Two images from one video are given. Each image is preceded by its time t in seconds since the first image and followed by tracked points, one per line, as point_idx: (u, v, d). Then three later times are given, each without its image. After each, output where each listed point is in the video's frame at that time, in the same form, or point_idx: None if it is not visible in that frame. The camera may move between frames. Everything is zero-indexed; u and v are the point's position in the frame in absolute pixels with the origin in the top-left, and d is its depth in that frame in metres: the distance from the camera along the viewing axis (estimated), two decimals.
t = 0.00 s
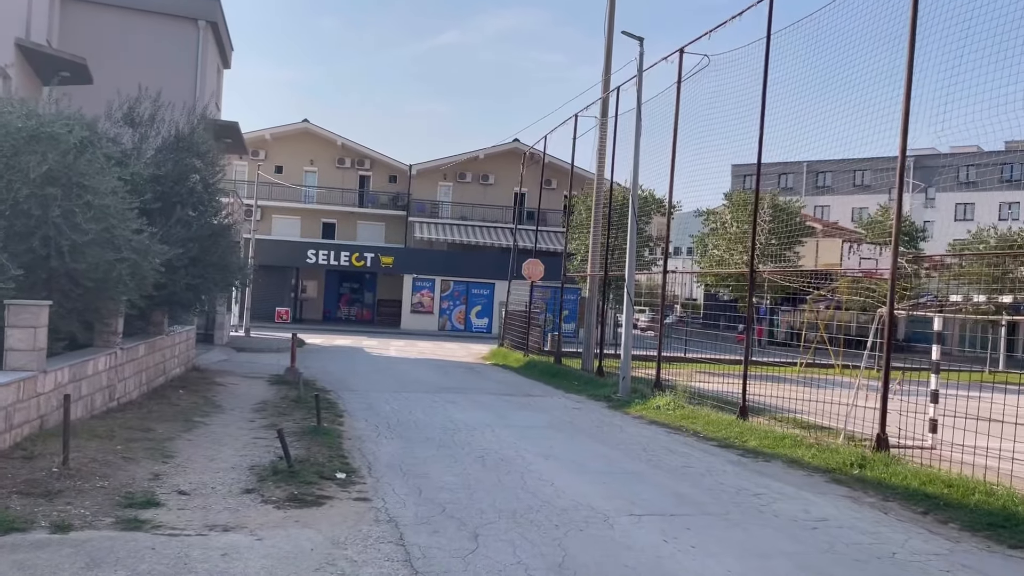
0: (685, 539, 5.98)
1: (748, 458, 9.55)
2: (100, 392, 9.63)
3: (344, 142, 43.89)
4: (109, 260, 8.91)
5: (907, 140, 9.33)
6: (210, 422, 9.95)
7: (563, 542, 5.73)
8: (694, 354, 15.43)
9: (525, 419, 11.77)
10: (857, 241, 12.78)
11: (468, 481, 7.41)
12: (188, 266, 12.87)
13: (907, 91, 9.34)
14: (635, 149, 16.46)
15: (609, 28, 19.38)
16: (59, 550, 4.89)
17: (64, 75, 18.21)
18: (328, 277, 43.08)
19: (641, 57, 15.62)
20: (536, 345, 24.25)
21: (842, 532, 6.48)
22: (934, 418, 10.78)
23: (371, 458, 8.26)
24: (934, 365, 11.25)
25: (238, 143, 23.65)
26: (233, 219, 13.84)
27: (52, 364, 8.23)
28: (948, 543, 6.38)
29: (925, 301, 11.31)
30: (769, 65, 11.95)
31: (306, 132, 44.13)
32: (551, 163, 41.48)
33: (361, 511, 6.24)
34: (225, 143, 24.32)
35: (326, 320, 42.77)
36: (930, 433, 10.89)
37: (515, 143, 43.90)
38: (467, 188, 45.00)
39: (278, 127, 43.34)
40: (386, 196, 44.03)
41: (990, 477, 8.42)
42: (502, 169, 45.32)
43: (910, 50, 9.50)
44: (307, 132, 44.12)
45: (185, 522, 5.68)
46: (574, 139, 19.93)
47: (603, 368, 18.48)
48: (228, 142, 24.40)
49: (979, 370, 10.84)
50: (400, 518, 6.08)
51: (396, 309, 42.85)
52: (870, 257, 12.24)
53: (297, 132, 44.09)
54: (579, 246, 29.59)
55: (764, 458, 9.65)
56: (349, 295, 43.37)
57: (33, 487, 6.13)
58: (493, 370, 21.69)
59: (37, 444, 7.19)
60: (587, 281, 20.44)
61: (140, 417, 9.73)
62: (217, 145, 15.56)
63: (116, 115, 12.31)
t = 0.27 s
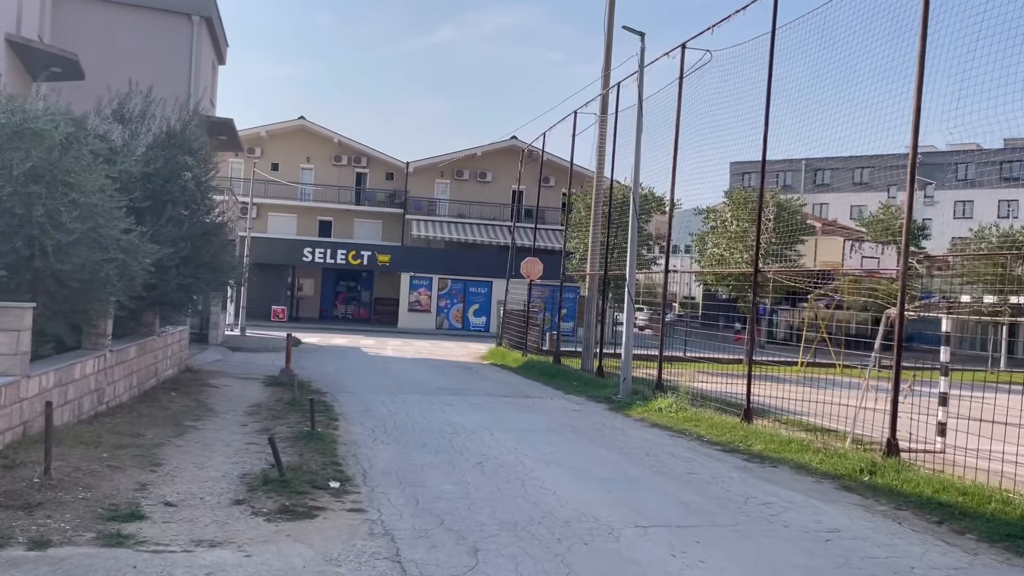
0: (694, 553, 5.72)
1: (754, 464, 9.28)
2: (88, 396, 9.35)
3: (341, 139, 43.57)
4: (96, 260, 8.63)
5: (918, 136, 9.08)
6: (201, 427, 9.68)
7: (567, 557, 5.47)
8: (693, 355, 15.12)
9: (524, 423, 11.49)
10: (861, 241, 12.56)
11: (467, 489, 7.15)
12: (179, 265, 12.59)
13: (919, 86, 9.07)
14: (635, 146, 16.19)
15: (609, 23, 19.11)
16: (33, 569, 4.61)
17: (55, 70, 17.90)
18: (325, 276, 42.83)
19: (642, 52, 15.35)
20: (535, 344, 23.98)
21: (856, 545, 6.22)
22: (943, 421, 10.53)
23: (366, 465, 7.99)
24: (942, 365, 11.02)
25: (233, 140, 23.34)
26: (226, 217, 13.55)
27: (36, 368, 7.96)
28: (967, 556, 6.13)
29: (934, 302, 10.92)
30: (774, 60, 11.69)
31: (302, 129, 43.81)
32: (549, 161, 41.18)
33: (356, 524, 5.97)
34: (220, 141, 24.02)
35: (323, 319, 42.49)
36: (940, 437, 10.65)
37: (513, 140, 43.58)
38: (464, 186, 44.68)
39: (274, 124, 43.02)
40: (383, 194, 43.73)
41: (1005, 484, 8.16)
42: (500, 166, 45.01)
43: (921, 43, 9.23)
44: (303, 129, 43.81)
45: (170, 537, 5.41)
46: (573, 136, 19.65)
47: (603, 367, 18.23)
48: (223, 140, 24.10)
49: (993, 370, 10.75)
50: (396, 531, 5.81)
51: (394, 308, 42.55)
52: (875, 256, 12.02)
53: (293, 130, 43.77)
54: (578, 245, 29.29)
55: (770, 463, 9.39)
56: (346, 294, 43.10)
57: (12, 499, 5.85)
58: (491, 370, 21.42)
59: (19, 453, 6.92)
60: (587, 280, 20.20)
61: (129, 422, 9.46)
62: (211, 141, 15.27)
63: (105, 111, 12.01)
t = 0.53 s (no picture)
0: (703, 558, 5.47)
1: (760, 464, 9.03)
2: (74, 395, 9.08)
3: (338, 136, 43.28)
4: (82, 255, 8.36)
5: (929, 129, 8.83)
6: (192, 427, 9.41)
7: (570, 564, 5.21)
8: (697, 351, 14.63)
9: (524, 422, 11.23)
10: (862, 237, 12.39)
11: (465, 492, 6.89)
12: (170, 261, 12.31)
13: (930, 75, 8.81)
14: (636, 141, 15.92)
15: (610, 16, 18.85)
16: None
17: (46, 63, 17.60)
18: (322, 273, 42.54)
19: (643, 44, 15.08)
20: (534, 342, 23.71)
21: (871, 550, 5.97)
22: (952, 420, 10.29)
23: (361, 466, 7.72)
24: (953, 363, 10.77)
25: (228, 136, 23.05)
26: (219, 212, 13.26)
27: (19, 366, 7.68)
28: (987, 562, 5.87)
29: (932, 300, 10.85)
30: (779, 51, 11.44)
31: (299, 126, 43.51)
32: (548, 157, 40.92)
33: (350, 529, 5.70)
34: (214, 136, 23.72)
35: (320, 316, 42.21)
36: (948, 436, 10.42)
37: (512, 136, 43.31)
38: (462, 182, 44.37)
39: (270, 120, 42.71)
40: (380, 191, 43.44)
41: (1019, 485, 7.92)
42: (498, 163, 44.72)
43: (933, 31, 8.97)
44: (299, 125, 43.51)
45: (153, 544, 5.14)
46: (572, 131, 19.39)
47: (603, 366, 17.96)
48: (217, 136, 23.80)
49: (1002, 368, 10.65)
50: (391, 537, 5.55)
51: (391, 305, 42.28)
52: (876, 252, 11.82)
53: (290, 126, 43.47)
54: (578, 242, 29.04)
55: (776, 463, 9.14)
56: (343, 291, 42.83)
57: None
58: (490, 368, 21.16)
59: None
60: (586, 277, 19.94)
61: (117, 421, 9.18)
62: (204, 135, 14.98)
63: (93, 102, 11.73)
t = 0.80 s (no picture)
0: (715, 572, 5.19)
1: (768, 469, 8.73)
2: (59, 398, 8.77)
3: (335, 133, 42.95)
4: (66, 252, 8.06)
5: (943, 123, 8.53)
6: (181, 431, 9.10)
7: None
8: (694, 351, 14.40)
9: (524, 425, 10.92)
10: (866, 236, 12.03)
11: (464, 501, 6.59)
12: (161, 259, 11.99)
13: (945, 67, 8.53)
14: (638, 137, 15.63)
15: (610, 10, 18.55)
16: None
17: (36, 58, 17.27)
18: (319, 272, 42.23)
19: (645, 39, 14.79)
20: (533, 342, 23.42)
21: (890, 563, 5.68)
22: (963, 422, 9.99)
23: (355, 473, 7.42)
24: (964, 365, 10.48)
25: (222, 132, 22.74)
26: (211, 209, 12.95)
27: None
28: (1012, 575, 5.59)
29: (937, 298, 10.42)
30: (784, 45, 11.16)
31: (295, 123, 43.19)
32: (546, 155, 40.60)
33: (343, 542, 5.41)
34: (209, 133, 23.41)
35: (317, 315, 41.92)
36: (957, 439, 10.13)
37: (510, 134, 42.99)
38: (460, 180, 44.11)
39: (267, 117, 42.39)
40: (377, 189, 43.13)
41: None
42: (496, 161, 44.43)
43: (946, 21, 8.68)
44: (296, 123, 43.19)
45: (132, 560, 4.84)
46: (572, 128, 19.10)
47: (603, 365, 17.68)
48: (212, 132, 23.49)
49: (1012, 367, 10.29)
50: (386, 550, 5.26)
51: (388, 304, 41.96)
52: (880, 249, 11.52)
53: (286, 123, 43.16)
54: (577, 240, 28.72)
55: (784, 468, 8.84)
56: (341, 290, 42.54)
57: None
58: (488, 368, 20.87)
59: None
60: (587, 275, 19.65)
61: (104, 425, 8.88)
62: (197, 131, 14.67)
63: (81, 96, 11.42)
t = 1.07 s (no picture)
0: None
1: (777, 472, 8.43)
2: (45, 398, 8.47)
3: (332, 130, 42.63)
4: (51, 247, 7.76)
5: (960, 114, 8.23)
6: (172, 432, 8.81)
7: None
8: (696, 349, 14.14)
9: (525, 427, 10.62)
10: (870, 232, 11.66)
11: (464, 507, 6.30)
12: (152, 255, 11.66)
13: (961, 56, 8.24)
14: (640, 132, 15.34)
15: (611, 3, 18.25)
16: None
17: (28, 52, 16.96)
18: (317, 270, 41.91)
19: (648, 31, 14.49)
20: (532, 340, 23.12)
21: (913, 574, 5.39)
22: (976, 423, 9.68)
23: (351, 478, 7.12)
24: (977, 364, 10.16)
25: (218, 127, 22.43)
26: (204, 204, 12.63)
27: None
28: None
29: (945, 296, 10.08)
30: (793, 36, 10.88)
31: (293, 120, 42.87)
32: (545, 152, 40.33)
33: (337, 553, 5.11)
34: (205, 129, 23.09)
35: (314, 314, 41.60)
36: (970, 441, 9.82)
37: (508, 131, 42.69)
38: (459, 178, 43.91)
39: (264, 114, 42.07)
40: (375, 186, 42.81)
41: None
42: (495, 158, 44.17)
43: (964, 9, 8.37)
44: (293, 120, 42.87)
45: (112, 573, 4.55)
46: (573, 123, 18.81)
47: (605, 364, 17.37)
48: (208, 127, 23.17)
49: None
50: (382, 562, 4.96)
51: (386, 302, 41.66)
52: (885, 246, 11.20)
53: (283, 121, 42.84)
54: (577, 237, 28.46)
55: (794, 472, 8.54)
56: (338, 288, 42.24)
57: None
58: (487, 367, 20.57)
59: None
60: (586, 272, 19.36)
61: (91, 427, 8.58)
62: (191, 125, 14.36)
63: (70, 88, 11.10)
